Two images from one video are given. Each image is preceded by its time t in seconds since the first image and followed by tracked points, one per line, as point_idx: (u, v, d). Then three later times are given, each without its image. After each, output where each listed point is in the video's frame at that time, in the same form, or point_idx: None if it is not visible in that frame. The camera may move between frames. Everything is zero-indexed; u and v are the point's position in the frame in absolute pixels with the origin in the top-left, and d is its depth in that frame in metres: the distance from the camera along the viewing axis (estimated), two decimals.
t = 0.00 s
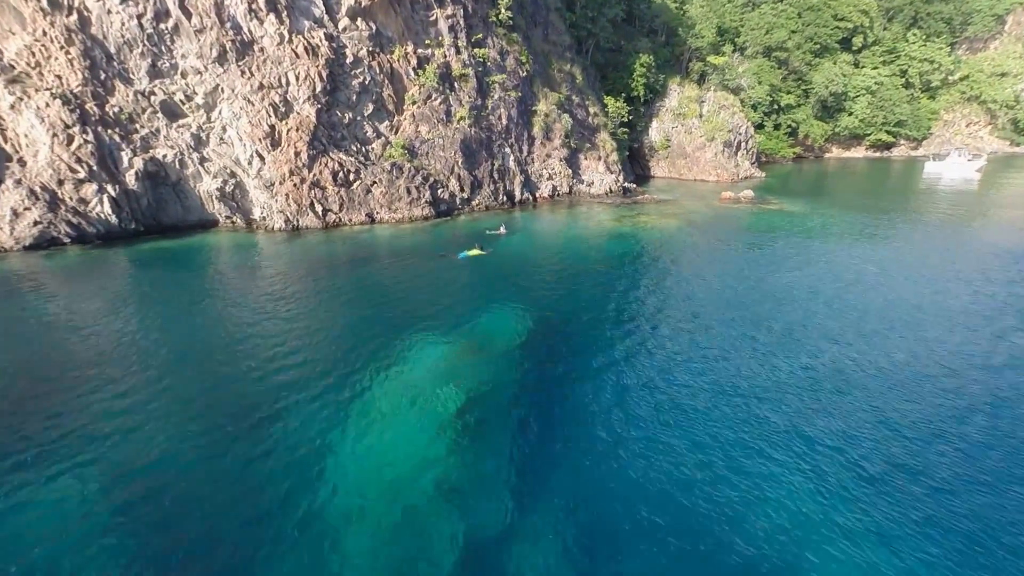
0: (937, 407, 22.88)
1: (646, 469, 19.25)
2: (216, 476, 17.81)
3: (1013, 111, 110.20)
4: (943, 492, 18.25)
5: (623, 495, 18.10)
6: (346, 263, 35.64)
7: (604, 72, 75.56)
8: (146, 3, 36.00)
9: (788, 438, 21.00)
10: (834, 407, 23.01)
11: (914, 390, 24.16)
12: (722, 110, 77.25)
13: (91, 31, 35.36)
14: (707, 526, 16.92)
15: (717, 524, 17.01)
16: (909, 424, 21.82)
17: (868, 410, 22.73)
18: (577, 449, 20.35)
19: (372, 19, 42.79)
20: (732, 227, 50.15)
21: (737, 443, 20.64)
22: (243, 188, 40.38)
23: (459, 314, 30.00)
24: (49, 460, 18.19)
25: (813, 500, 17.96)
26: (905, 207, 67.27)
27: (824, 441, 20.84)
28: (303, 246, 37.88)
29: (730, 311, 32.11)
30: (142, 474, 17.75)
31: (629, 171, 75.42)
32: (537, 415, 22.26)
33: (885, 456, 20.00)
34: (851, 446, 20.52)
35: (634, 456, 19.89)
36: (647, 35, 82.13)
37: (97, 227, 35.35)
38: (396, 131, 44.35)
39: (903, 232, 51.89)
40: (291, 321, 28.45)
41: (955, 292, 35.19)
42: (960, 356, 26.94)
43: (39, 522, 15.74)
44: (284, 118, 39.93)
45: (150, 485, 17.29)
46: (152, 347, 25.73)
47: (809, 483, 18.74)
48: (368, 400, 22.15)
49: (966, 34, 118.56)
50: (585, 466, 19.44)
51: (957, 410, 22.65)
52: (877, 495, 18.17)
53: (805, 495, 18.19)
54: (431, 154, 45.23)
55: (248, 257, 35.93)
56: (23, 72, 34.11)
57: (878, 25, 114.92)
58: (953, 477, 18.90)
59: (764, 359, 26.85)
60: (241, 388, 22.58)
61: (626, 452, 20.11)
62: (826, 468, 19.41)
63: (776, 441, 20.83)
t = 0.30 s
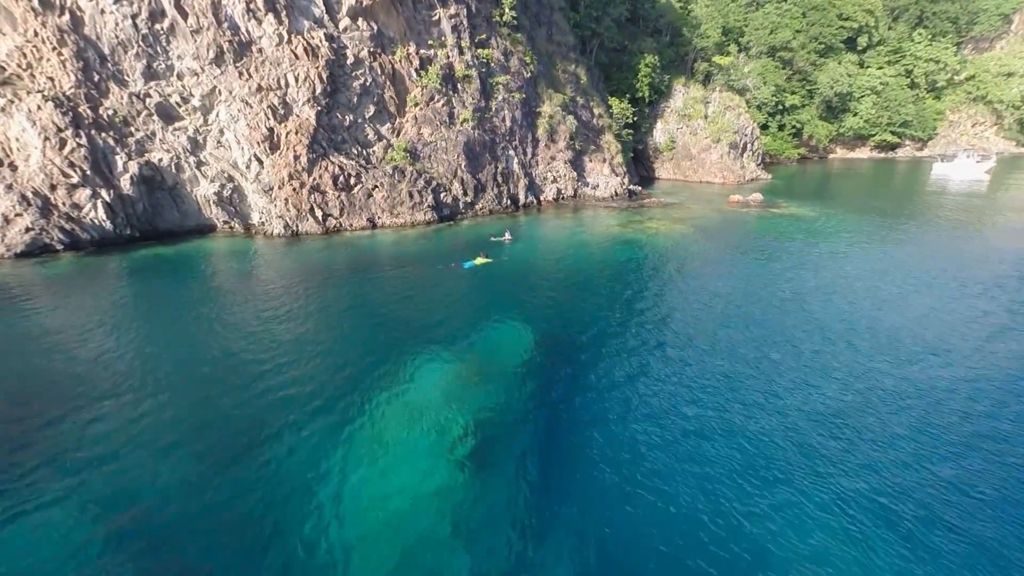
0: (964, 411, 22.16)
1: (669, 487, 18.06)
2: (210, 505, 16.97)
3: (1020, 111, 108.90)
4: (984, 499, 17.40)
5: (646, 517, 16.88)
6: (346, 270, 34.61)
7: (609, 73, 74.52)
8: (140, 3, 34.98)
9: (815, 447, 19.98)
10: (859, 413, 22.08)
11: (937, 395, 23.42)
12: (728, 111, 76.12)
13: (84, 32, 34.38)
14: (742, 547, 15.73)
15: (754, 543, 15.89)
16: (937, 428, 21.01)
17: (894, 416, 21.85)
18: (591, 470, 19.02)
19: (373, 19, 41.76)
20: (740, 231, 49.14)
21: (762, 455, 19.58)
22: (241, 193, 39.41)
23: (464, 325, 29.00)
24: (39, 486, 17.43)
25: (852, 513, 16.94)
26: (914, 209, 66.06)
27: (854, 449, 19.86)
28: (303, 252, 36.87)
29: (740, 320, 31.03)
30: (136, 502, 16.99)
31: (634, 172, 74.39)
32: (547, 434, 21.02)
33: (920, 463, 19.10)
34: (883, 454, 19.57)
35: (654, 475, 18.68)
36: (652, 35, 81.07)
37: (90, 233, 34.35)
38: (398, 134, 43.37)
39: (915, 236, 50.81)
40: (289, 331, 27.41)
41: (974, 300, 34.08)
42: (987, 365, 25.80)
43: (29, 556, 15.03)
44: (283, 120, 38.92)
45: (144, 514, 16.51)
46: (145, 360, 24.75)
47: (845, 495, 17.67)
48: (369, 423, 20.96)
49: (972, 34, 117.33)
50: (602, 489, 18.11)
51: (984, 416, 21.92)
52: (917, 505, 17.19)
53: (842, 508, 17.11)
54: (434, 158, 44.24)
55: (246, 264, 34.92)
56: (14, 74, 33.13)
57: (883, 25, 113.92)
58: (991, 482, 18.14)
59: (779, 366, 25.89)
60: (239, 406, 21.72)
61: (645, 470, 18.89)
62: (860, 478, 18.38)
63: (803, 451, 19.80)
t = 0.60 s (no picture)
0: (983, 414, 21.83)
1: (693, 509, 17.21)
2: (200, 529, 15.85)
3: None
4: (1003, 503, 17.30)
5: (672, 542, 15.99)
6: (346, 277, 33.56)
7: (613, 73, 73.45)
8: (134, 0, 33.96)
9: (839, 459, 19.44)
10: (879, 420, 21.56)
11: (955, 399, 23.04)
12: (733, 112, 75.02)
13: (76, 30, 33.40)
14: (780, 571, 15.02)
15: (762, 549, 15.73)
16: (950, 431, 20.84)
17: (907, 419, 21.61)
18: (608, 494, 17.87)
19: (374, 18, 40.72)
20: (749, 235, 48.03)
21: (787, 468, 18.93)
22: (238, 196, 38.37)
23: (468, 334, 27.95)
24: (19, 508, 16.34)
25: (857, 515, 16.89)
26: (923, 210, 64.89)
27: (880, 459, 19.34)
28: (302, 257, 35.89)
29: (750, 326, 30.08)
30: (123, 524, 15.88)
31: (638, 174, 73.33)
32: (559, 453, 19.88)
33: (946, 472, 18.68)
34: (909, 463, 19.11)
35: (677, 496, 17.71)
36: (656, 35, 80.02)
37: (82, 237, 33.30)
38: (399, 135, 42.34)
39: (927, 238, 49.68)
40: (287, 341, 26.34)
41: (993, 306, 32.96)
42: (1012, 373, 24.84)
43: None
44: (281, 121, 37.88)
45: (130, 538, 15.40)
46: (137, 371, 23.69)
47: (877, 508, 17.14)
48: (369, 445, 19.66)
49: (978, 34, 116.11)
50: (622, 515, 16.94)
51: (1004, 418, 21.59)
52: (950, 518, 16.76)
53: (876, 524, 16.57)
54: (436, 160, 43.22)
55: (243, 270, 33.94)
56: (3, 73, 32.09)
57: (889, 24, 112.78)
58: (992, 479, 18.27)
59: (793, 373, 25.20)
60: (235, 419, 20.67)
61: (668, 490, 17.95)
62: (889, 490, 17.91)
63: (827, 463, 19.21)
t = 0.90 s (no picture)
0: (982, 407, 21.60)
1: (712, 521, 16.03)
2: (184, 554, 14.74)
3: None
4: (999, 490, 17.13)
5: (692, 560, 14.81)
6: (344, 281, 32.49)
7: (616, 72, 72.42)
8: None
9: (860, 464, 18.42)
10: (897, 422, 20.64)
11: (962, 394, 22.59)
12: (737, 112, 74.00)
13: (65, 27, 32.35)
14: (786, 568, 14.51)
15: (758, 539, 15.45)
16: (948, 422, 20.65)
17: (904, 411, 21.40)
18: (626, 511, 16.51)
19: (372, 14, 39.64)
20: (757, 238, 46.98)
21: (796, 468, 18.24)
22: (234, 197, 37.28)
23: (472, 341, 26.90)
24: None
25: (852, 502, 16.71)
26: (930, 211, 63.93)
27: (901, 463, 18.39)
28: (299, 260, 34.83)
29: (758, 329, 29.07)
30: (105, 547, 14.80)
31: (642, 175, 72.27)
32: (572, 465, 18.60)
33: (972, 477, 17.73)
34: (932, 468, 18.14)
35: (680, 494, 17.11)
36: (659, 34, 79.02)
37: (71, 240, 32.24)
38: (399, 135, 41.30)
39: (937, 240, 48.67)
40: (282, 349, 25.23)
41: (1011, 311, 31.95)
42: None
43: None
44: (277, 121, 36.84)
45: (111, 563, 14.33)
46: (124, 380, 22.57)
47: (881, 501, 16.75)
48: (367, 465, 18.21)
49: (982, 34, 115.07)
50: (626, 519, 16.21)
51: (1016, 415, 21.04)
52: (981, 525, 15.79)
53: (890, 524, 15.90)
54: (438, 161, 42.18)
55: (239, 273, 32.91)
56: None
57: (893, 24, 111.75)
58: (988, 468, 18.09)
59: (804, 375, 24.20)
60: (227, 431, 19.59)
61: (682, 501, 16.80)
62: (914, 496, 16.91)
63: (847, 469, 18.19)
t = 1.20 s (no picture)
0: (988, 406, 21.10)
1: (722, 545, 15.01)
2: None
3: None
4: (1002, 492, 16.74)
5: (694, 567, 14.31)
6: (343, 284, 31.45)
7: (619, 70, 71.29)
8: None
9: (867, 472, 17.74)
10: (922, 440, 19.18)
11: (967, 393, 22.07)
12: (742, 111, 72.90)
13: (53, 22, 31.31)
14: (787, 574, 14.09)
15: (756, 543, 15.04)
16: (952, 422, 20.19)
17: (908, 411, 20.94)
18: (635, 531, 15.54)
19: (372, 10, 38.56)
20: (765, 240, 45.89)
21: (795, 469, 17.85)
22: (229, 198, 36.23)
23: (475, 346, 25.84)
24: None
25: (850, 503, 16.37)
26: (938, 212, 62.86)
27: (902, 463, 18.03)
28: (296, 263, 33.77)
29: (771, 335, 27.66)
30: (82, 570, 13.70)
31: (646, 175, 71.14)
32: (577, 476, 17.75)
33: (996, 493, 16.72)
34: (943, 476, 17.44)
35: (680, 499, 16.61)
36: (663, 32, 77.90)
37: (60, 242, 31.15)
38: (400, 133, 40.23)
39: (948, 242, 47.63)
40: (276, 355, 24.13)
41: None
42: None
43: None
44: (274, 119, 35.80)
45: None
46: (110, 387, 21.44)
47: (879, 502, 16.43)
48: (365, 485, 16.88)
49: (988, 32, 113.63)
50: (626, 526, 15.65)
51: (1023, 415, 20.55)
52: (1009, 548, 14.78)
53: (890, 526, 15.55)
54: (439, 160, 41.13)
55: (234, 276, 31.88)
56: None
57: (897, 22, 110.45)
58: (990, 469, 17.71)
59: (804, 374, 23.73)
60: (217, 443, 18.50)
61: (680, 505, 16.35)
62: (926, 507, 16.21)
63: (855, 477, 17.49)
